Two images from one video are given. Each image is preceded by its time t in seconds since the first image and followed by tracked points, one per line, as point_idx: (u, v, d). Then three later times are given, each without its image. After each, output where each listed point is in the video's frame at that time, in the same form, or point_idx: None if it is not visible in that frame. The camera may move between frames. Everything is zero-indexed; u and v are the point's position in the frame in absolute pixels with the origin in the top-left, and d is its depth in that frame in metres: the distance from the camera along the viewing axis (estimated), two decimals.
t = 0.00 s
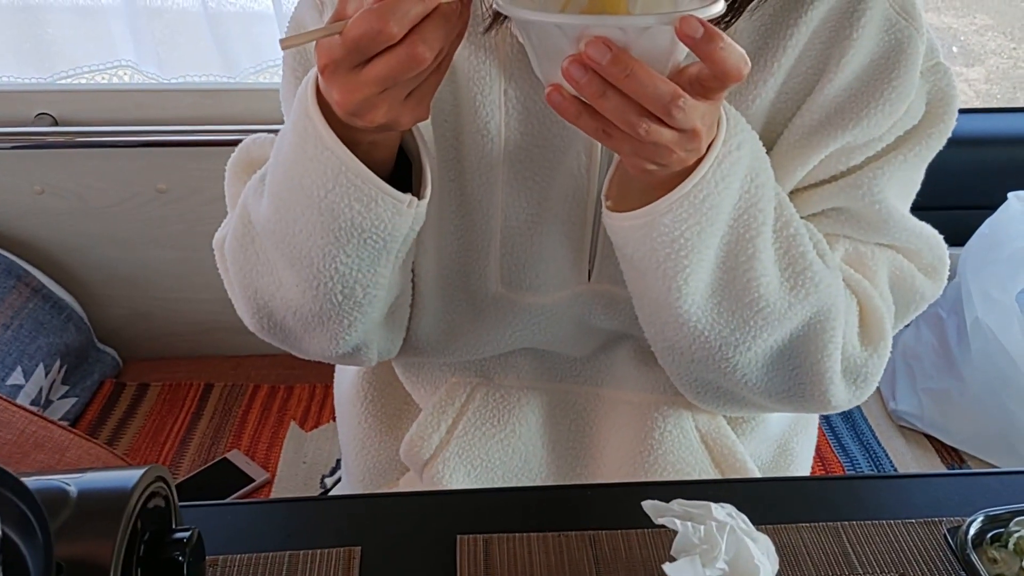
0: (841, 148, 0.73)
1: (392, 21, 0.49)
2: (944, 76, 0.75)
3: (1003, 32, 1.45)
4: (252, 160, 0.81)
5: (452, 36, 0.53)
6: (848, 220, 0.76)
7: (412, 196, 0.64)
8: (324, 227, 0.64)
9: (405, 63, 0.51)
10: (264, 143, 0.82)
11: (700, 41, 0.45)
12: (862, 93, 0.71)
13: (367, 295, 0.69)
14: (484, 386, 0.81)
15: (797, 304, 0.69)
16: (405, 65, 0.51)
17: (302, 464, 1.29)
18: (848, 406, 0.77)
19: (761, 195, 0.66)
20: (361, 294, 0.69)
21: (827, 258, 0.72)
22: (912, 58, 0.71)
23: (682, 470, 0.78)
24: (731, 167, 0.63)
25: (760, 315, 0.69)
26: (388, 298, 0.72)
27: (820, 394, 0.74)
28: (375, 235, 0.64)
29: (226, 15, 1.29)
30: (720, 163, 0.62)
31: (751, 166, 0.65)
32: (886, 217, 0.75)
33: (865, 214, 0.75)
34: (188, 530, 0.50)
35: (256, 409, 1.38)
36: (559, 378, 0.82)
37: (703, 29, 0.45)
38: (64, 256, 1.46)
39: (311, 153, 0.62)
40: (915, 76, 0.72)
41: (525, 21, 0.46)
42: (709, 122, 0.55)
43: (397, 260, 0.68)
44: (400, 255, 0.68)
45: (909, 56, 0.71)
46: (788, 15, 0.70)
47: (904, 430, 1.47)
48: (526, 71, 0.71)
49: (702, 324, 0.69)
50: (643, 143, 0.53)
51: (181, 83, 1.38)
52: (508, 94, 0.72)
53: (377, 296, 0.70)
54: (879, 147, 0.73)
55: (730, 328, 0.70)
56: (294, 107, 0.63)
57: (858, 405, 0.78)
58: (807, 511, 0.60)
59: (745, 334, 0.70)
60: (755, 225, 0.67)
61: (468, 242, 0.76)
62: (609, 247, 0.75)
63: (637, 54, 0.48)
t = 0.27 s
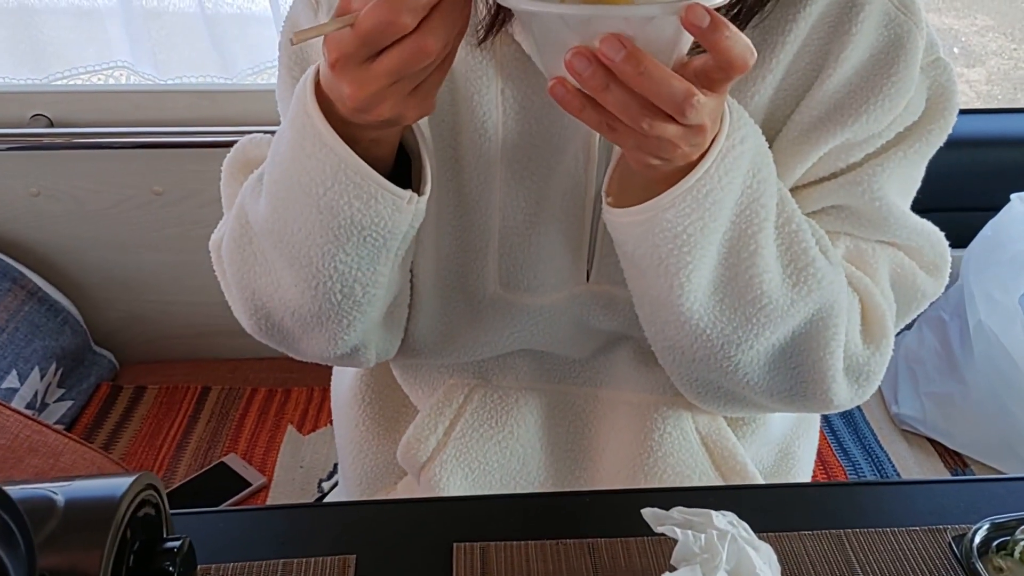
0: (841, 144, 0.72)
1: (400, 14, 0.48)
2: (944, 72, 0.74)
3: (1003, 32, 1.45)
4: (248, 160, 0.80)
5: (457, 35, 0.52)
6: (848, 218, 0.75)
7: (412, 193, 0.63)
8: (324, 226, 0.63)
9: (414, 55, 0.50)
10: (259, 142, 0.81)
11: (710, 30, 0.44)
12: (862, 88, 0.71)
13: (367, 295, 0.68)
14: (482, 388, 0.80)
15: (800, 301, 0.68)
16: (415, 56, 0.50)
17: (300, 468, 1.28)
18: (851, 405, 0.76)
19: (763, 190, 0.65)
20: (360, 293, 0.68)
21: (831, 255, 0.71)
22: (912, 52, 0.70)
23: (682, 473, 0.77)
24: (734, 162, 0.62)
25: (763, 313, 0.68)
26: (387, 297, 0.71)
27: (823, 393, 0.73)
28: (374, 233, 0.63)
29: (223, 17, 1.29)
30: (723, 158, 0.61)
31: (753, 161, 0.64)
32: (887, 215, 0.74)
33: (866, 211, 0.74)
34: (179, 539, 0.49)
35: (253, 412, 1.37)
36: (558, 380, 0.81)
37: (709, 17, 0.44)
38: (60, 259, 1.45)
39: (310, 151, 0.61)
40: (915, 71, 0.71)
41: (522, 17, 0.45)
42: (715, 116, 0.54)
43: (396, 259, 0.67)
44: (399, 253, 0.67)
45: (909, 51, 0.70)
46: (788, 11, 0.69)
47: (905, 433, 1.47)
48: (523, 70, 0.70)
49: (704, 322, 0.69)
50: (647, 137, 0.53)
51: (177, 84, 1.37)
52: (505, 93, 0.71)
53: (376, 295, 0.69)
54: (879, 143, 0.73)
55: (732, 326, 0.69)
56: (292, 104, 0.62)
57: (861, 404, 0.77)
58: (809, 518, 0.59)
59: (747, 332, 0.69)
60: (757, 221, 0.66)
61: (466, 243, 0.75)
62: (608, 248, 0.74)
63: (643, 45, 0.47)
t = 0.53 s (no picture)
0: (844, 139, 0.71)
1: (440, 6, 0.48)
2: (948, 66, 0.73)
3: (1004, 32, 1.43)
4: (246, 154, 0.79)
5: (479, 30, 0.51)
6: (853, 215, 0.74)
7: (422, 186, 0.62)
8: (330, 222, 0.62)
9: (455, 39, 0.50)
10: (256, 136, 0.80)
11: (708, 18, 0.44)
12: (866, 82, 0.70)
13: (369, 288, 0.68)
14: (480, 388, 0.79)
15: (803, 300, 0.68)
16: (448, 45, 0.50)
17: (298, 469, 1.28)
18: (855, 405, 0.75)
19: (766, 187, 0.64)
20: (360, 288, 0.67)
21: (835, 252, 0.70)
22: (916, 46, 0.69)
23: (684, 475, 0.76)
24: (736, 158, 0.60)
25: (765, 312, 0.67)
26: (387, 293, 0.70)
27: (827, 393, 0.72)
28: (380, 227, 0.63)
29: (219, 16, 1.28)
30: (726, 155, 0.60)
31: (756, 157, 0.63)
32: (891, 211, 0.72)
33: (869, 207, 0.73)
34: (172, 543, 0.48)
35: (251, 413, 1.37)
36: (557, 380, 0.80)
37: (708, 5, 0.43)
38: (57, 258, 1.44)
39: (319, 145, 0.60)
40: (920, 65, 0.70)
41: (521, 10, 0.44)
42: (719, 112, 0.54)
43: (398, 255, 0.67)
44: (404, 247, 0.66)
45: (914, 45, 0.69)
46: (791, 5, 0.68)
47: (907, 433, 1.46)
48: (522, 65, 0.69)
49: (705, 321, 0.68)
50: (653, 139, 0.52)
51: (174, 82, 1.36)
52: (503, 86, 0.70)
53: (376, 290, 0.68)
54: (883, 138, 0.72)
55: (734, 325, 0.68)
56: (301, 95, 0.60)
57: (864, 404, 0.76)
58: (812, 521, 0.58)
59: (750, 332, 0.68)
60: (759, 218, 0.65)
61: (464, 241, 0.75)
62: (609, 245, 0.73)
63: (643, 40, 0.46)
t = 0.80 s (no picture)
0: (862, 127, 0.70)
1: None
2: (964, 54, 0.71)
3: (1008, 30, 1.42)
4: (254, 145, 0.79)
5: None
6: (872, 204, 0.73)
7: (333, 154, 0.60)
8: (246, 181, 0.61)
9: None
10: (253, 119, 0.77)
11: None
12: (884, 69, 0.69)
13: (292, 265, 0.65)
14: (485, 386, 0.79)
15: (824, 294, 0.67)
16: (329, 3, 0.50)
17: (299, 467, 1.27)
18: (874, 398, 0.74)
19: (785, 180, 0.64)
20: (287, 265, 0.65)
21: (853, 245, 0.69)
22: (933, 32, 0.68)
23: (691, 473, 0.76)
24: (754, 152, 0.61)
25: (785, 307, 0.67)
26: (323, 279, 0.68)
27: (847, 387, 0.71)
28: (291, 194, 0.61)
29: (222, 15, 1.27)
30: (742, 148, 0.60)
31: (773, 150, 0.63)
32: (909, 202, 0.72)
33: (888, 197, 0.72)
34: (169, 542, 0.47)
35: (252, 410, 1.36)
36: (564, 377, 0.79)
37: None
38: (57, 255, 1.43)
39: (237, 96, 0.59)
40: (936, 51, 0.69)
41: None
42: (731, 105, 0.54)
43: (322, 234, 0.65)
44: (324, 226, 0.64)
45: (929, 31, 0.68)
46: None
47: (912, 431, 1.47)
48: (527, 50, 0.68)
49: (725, 317, 0.68)
50: (665, 133, 0.53)
51: (174, 78, 1.35)
52: (511, 72, 0.68)
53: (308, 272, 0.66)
54: (902, 126, 0.71)
55: (754, 321, 0.68)
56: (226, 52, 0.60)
57: (883, 397, 0.75)
58: (820, 518, 0.58)
59: (769, 328, 0.68)
60: (779, 212, 0.64)
61: (467, 235, 0.74)
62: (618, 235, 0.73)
63: (646, 27, 0.46)
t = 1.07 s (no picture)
0: (870, 122, 0.69)
1: None
2: (971, 48, 0.71)
3: (1009, 28, 1.41)
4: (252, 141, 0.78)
5: None
6: (879, 201, 0.72)
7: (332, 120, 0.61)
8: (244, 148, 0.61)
9: None
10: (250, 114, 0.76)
11: None
12: (891, 63, 0.68)
13: (289, 242, 0.64)
14: (485, 387, 0.78)
15: (830, 293, 0.66)
16: None
17: (299, 469, 1.26)
18: (880, 398, 0.73)
19: (790, 177, 0.63)
20: (284, 239, 0.64)
21: (859, 244, 0.68)
22: (940, 26, 0.68)
23: (694, 473, 0.74)
24: (759, 150, 0.60)
25: (791, 306, 0.66)
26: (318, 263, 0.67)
27: (855, 387, 0.70)
28: (290, 159, 0.61)
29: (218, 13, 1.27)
30: (747, 144, 0.60)
31: (778, 148, 0.62)
32: (919, 197, 0.71)
33: (897, 193, 0.71)
34: (164, 548, 0.47)
35: (251, 411, 1.35)
36: (567, 378, 0.79)
37: None
38: (55, 256, 1.43)
39: (237, 64, 0.61)
40: (944, 45, 0.68)
41: None
42: (734, 99, 0.54)
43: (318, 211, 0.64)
44: (322, 202, 0.64)
45: (937, 25, 0.67)
46: None
47: (916, 433, 1.47)
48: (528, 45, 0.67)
49: (730, 317, 0.67)
50: (668, 128, 0.53)
51: (171, 77, 1.35)
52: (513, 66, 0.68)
53: (303, 249, 0.65)
54: (910, 120, 0.70)
55: (760, 320, 0.67)
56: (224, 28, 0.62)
57: (889, 397, 0.74)
58: (824, 523, 0.57)
59: (775, 328, 0.67)
60: (785, 210, 0.64)
61: (466, 234, 0.73)
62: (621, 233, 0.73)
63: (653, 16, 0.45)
